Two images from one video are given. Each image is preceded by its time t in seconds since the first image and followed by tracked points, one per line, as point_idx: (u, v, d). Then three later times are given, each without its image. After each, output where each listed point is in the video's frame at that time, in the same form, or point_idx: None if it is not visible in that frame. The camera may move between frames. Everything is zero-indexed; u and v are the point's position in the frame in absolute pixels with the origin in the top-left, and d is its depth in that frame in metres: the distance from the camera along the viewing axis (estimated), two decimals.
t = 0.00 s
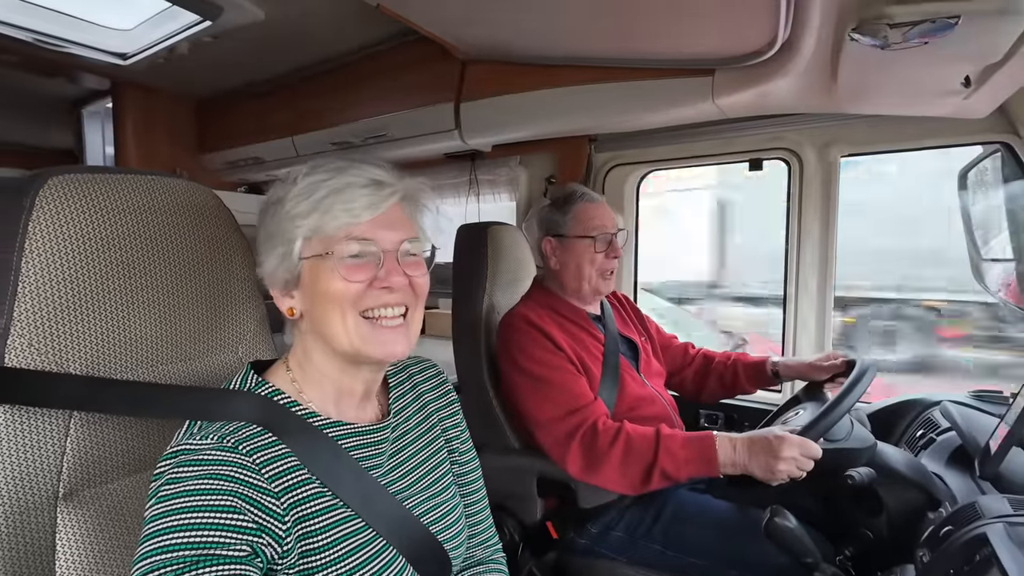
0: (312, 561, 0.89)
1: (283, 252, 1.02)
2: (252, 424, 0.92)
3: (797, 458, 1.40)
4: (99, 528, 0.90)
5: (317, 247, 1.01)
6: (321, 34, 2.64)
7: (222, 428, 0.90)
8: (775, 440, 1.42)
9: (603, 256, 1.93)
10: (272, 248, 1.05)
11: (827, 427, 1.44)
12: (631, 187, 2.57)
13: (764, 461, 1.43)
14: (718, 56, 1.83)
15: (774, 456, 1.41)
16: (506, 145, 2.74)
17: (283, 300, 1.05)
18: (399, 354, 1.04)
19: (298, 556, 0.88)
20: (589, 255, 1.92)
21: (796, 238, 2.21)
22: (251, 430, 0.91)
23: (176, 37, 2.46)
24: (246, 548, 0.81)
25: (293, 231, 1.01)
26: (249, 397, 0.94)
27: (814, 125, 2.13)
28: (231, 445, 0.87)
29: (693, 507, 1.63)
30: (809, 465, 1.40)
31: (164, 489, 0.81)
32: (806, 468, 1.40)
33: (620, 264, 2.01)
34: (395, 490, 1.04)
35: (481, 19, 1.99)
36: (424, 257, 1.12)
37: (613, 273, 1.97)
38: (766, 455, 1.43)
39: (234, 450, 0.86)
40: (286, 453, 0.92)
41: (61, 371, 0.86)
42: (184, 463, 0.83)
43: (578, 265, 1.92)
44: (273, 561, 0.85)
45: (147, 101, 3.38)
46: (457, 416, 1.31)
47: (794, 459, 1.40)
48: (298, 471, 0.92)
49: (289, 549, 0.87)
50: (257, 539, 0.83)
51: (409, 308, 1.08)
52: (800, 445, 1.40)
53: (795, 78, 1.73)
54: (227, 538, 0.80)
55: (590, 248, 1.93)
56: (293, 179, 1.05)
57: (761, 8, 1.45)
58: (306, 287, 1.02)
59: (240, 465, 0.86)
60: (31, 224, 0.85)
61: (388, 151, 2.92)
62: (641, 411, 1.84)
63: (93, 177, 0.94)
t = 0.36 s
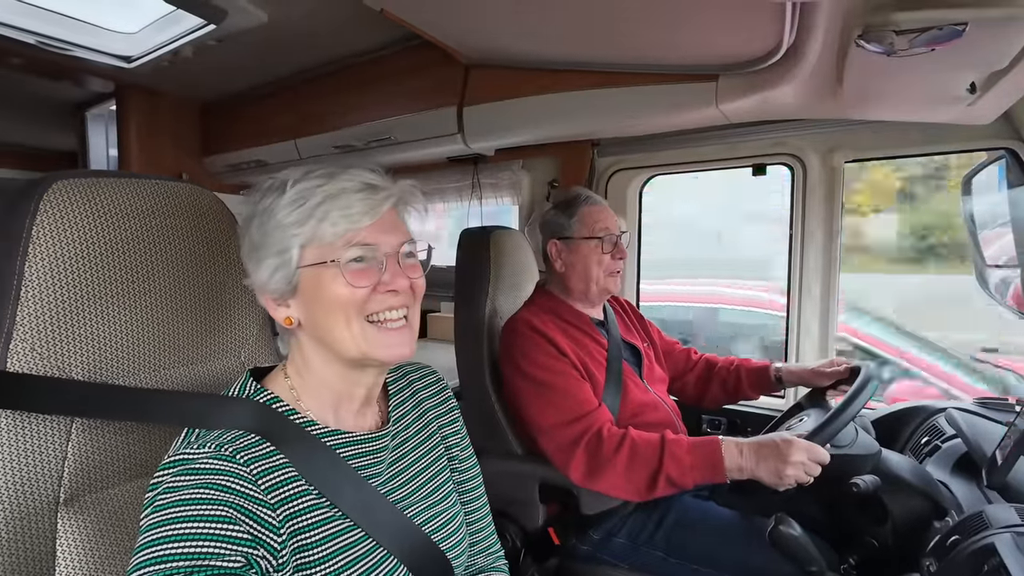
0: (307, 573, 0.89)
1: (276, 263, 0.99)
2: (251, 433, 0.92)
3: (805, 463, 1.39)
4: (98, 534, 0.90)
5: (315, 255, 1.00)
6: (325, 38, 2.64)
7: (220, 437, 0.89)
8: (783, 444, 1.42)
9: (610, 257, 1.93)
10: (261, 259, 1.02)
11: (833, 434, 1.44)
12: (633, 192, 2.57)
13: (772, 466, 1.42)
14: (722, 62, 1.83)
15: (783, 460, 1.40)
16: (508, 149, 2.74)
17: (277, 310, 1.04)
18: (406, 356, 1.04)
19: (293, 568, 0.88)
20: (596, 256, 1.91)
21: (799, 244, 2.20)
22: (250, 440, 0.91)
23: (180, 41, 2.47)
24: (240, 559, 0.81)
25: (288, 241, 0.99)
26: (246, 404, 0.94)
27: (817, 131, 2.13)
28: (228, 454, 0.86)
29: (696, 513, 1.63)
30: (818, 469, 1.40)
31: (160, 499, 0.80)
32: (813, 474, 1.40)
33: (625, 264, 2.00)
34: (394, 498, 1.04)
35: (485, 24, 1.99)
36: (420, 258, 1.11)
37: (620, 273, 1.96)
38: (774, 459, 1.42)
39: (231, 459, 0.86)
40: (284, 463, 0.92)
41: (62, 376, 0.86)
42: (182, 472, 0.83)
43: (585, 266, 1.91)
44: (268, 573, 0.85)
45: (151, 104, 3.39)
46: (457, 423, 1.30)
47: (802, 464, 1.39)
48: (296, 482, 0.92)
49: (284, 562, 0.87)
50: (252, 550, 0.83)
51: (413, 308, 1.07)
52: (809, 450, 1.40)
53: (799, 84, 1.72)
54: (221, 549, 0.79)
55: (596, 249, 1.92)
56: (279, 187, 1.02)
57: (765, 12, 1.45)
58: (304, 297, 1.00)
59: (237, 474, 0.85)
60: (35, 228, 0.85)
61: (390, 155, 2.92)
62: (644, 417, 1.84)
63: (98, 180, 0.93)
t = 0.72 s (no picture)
0: None
1: (274, 274, 0.98)
2: (250, 443, 0.91)
3: (803, 479, 1.37)
4: (91, 547, 0.88)
5: (316, 265, 0.99)
6: (326, 42, 2.63)
7: (220, 448, 0.88)
8: (781, 459, 1.40)
9: (617, 263, 1.93)
10: (259, 270, 1.00)
11: (834, 447, 1.42)
12: (635, 197, 2.55)
13: (770, 479, 1.41)
14: (726, 68, 1.82)
15: (780, 475, 1.39)
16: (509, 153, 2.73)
17: (277, 321, 1.02)
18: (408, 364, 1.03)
19: None
20: (603, 262, 1.91)
21: (802, 251, 2.18)
22: (249, 450, 0.90)
23: (182, 43, 2.46)
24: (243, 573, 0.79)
25: (287, 251, 0.97)
26: (246, 414, 0.94)
27: (820, 137, 2.12)
28: (229, 465, 0.85)
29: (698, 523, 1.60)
30: (816, 486, 1.38)
31: (160, 512, 0.79)
32: (812, 489, 1.38)
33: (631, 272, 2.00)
34: (393, 510, 1.03)
35: (488, 29, 1.98)
36: (417, 264, 1.10)
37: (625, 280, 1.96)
38: (772, 473, 1.41)
39: (232, 470, 0.85)
40: (282, 474, 0.91)
41: (57, 386, 0.85)
42: (182, 485, 0.81)
43: (593, 272, 1.91)
44: None
45: (153, 106, 3.38)
46: (456, 433, 1.29)
47: (800, 480, 1.37)
48: (296, 493, 0.91)
49: None
50: (254, 564, 0.81)
51: (413, 315, 1.07)
52: (807, 466, 1.38)
53: (803, 90, 1.71)
54: (224, 563, 0.78)
55: (605, 254, 1.92)
56: (277, 197, 1.01)
57: (771, 19, 1.45)
58: (305, 306, 0.99)
59: (238, 486, 0.84)
60: (30, 236, 0.84)
61: (391, 158, 2.91)
62: (645, 424, 1.82)
63: (95, 187, 0.92)
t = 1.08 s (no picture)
0: None
1: (270, 279, 0.97)
2: (242, 449, 0.90)
3: (800, 492, 1.35)
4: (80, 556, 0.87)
5: (312, 270, 0.97)
6: (328, 44, 2.62)
7: (210, 455, 0.87)
8: (778, 472, 1.38)
9: (613, 267, 1.91)
10: (254, 275, 0.98)
11: (835, 456, 1.38)
12: (636, 201, 2.54)
13: (767, 492, 1.39)
14: (730, 72, 1.80)
15: (777, 488, 1.36)
16: (510, 157, 2.72)
17: (273, 327, 1.01)
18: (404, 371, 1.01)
19: None
20: (599, 265, 1.89)
21: (803, 256, 2.17)
22: (241, 457, 0.88)
23: (182, 45, 2.45)
24: None
25: (283, 257, 0.96)
26: (237, 420, 0.92)
27: (822, 142, 2.11)
28: (219, 472, 0.84)
29: (697, 531, 1.60)
30: (813, 498, 1.36)
31: (147, 519, 0.78)
32: (808, 503, 1.36)
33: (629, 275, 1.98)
34: (387, 518, 1.01)
35: (489, 32, 1.97)
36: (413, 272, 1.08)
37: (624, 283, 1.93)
38: (769, 484, 1.39)
39: (222, 477, 0.84)
40: (275, 481, 0.89)
41: (47, 393, 0.83)
42: (171, 492, 0.80)
43: (589, 275, 1.89)
44: None
45: (154, 107, 3.38)
46: (454, 440, 1.27)
47: (797, 492, 1.35)
48: (288, 501, 0.89)
49: None
50: (244, 573, 0.79)
51: (411, 323, 1.05)
52: (805, 478, 1.35)
53: (806, 95, 1.70)
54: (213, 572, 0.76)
55: (600, 258, 1.90)
56: (274, 203, 0.99)
57: (775, 23, 1.43)
58: (300, 312, 0.98)
59: (228, 494, 0.83)
60: (20, 240, 0.82)
61: (391, 161, 2.90)
62: (645, 431, 1.81)
63: (88, 190, 0.91)
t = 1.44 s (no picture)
0: None
1: (276, 279, 0.97)
2: (247, 446, 0.90)
3: (810, 487, 1.36)
4: (86, 552, 0.88)
5: (317, 269, 0.98)
6: (332, 46, 2.63)
7: (214, 451, 0.87)
8: (788, 467, 1.38)
9: (599, 277, 1.89)
10: (261, 274, 0.99)
11: (841, 454, 1.39)
12: (638, 203, 2.55)
13: (777, 488, 1.39)
14: (732, 74, 1.81)
15: (787, 484, 1.37)
16: (513, 158, 2.73)
17: (277, 325, 1.02)
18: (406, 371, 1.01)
19: None
20: (584, 276, 1.90)
21: (805, 258, 2.17)
22: (245, 453, 0.89)
23: (188, 48, 2.47)
24: None
25: (289, 256, 0.97)
26: (241, 417, 0.93)
27: (825, 144, 2.11)
28: (224, 468, 0.85)
29: (699, 532, 1.59)
30: (823, 494, 1.36)
31: (154, 515, 0.78)
32: (819, 497, 1.36)
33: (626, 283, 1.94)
34: (392, 514, 1.02)
35: (492, 34, 1.98)
36: (417, 273, 1.09)
37: (615, 293, 1.90)
38: (778, 481, 1.39)
39: (227, 473, 0.84)
40: (280, 477, 0.90)
41: (54, 391, 0.84)
42: (176, 487, 0.81)
43: (574, 284, 1.91)
44: None
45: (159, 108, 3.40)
46: (456, 437, 1.28)
47: (807, 488, 1.36)
48: (293, 496, 0.90)
49: None
50: (249, 567, 0.80)
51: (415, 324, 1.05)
52: (815, 474, 1.36)
53: (808, 97, 1.70)
54: (218, 566, 0.77)
55: (585, 269, 1.90)
56: (281, 203, 1.00)
57: (777, 25, 1.44)
58: (304, 312, 0.98)
59: (233, 489, 0.83)
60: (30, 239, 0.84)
61: (394, 162, 2.91)
62: (647, 432, 1.81)
63: (97, 191, 0.92)
